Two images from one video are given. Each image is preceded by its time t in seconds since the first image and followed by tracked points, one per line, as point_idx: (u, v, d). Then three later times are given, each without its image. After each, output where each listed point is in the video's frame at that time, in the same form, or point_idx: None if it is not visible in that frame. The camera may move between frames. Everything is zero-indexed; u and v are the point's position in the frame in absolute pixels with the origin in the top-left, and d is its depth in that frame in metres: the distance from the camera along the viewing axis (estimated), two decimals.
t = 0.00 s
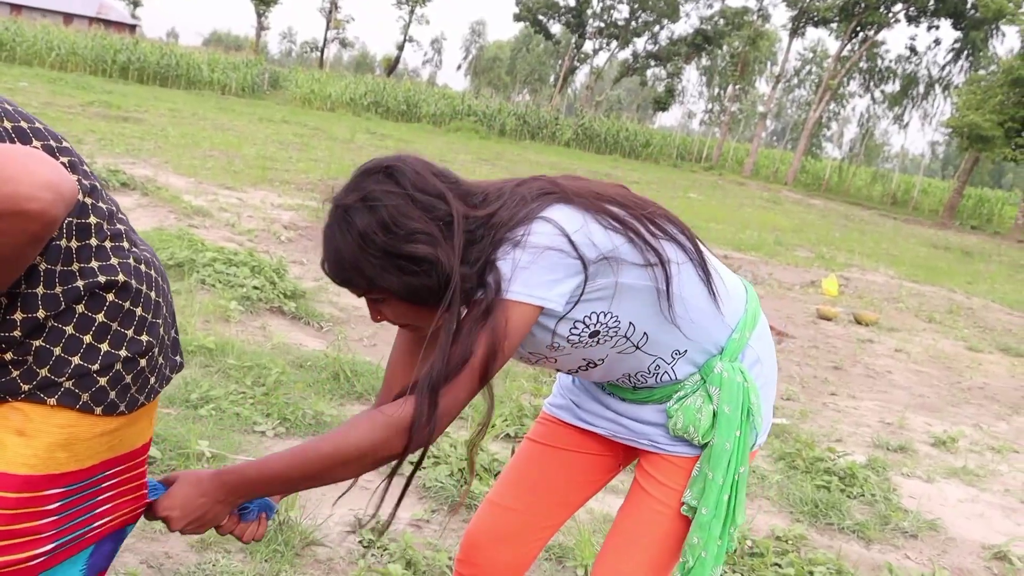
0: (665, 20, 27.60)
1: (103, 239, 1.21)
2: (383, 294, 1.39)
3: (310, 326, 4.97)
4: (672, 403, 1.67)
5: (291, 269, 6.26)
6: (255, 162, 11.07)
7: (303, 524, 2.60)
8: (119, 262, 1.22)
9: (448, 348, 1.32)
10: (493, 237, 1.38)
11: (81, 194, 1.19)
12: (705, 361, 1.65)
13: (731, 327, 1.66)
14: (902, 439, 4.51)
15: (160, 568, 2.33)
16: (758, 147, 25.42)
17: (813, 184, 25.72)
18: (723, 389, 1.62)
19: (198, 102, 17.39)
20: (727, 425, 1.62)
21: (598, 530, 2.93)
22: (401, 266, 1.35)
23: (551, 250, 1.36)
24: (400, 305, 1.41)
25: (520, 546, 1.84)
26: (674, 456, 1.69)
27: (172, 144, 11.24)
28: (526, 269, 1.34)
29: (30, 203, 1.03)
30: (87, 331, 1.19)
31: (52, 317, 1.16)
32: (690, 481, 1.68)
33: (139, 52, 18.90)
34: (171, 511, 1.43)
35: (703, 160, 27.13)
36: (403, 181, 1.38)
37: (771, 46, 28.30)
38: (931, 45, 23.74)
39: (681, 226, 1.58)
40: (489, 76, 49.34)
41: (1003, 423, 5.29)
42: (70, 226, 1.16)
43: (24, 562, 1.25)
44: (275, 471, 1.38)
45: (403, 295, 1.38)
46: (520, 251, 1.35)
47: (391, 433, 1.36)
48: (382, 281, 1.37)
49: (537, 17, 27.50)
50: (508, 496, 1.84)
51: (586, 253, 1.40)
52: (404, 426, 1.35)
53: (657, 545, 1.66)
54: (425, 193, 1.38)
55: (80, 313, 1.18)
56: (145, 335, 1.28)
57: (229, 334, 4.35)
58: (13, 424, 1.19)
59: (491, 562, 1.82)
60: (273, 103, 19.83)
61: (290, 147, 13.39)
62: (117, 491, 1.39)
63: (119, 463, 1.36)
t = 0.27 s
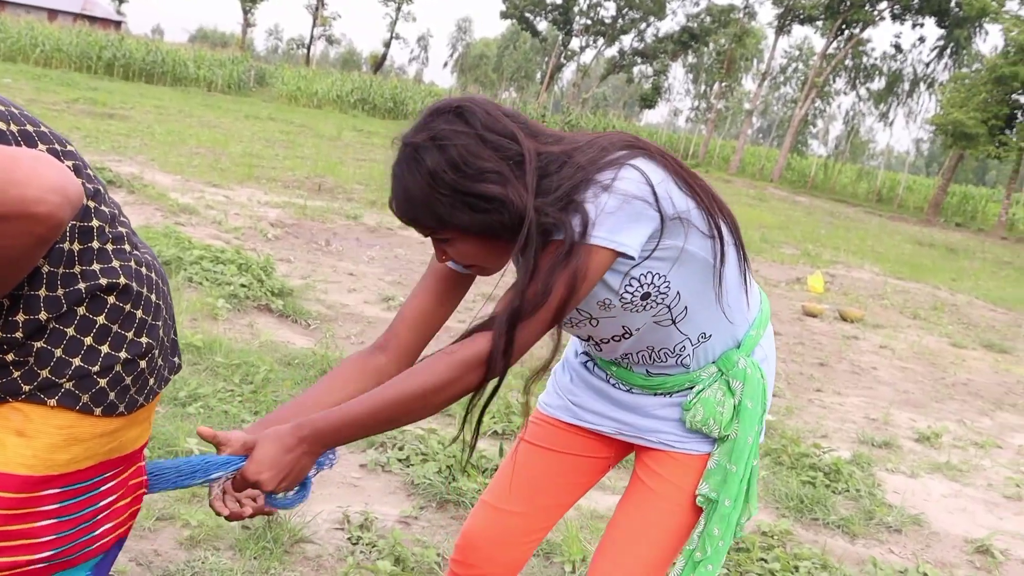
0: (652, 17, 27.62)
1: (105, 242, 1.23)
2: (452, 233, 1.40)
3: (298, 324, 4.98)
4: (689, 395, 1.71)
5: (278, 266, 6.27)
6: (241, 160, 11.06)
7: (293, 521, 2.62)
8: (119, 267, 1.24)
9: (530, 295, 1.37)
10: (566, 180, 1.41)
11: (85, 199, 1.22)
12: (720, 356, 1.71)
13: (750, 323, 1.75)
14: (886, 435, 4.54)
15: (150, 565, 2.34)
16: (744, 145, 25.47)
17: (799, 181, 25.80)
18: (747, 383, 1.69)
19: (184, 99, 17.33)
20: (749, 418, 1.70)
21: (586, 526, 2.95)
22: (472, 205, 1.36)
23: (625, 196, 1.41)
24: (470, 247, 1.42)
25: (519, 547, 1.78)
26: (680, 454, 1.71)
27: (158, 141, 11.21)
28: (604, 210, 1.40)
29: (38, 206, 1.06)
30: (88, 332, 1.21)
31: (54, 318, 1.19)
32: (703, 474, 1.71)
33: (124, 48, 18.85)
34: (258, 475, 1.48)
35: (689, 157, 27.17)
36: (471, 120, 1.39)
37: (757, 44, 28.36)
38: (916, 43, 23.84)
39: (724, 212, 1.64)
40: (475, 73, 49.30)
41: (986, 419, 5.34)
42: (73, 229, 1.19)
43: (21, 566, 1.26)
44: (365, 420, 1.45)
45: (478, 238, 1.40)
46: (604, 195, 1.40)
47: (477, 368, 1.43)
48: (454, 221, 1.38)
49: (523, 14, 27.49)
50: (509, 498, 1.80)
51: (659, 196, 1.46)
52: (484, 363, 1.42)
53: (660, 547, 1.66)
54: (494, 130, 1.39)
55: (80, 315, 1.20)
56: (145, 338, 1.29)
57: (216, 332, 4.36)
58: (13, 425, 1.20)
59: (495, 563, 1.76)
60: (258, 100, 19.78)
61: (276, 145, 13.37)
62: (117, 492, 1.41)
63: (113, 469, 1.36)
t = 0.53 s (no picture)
0: (619, 19, 27.73)
1: (79, 246, 1.25)
2: (503, 218, 1.41)
3: (267, 325, 4.98)
4: (681, 397, 1.72)
5: (246, 267, 6.26)
6: (209, 159, 11.02)
7: (263, 522, 2.62)
8: (93, 270, 1.25)
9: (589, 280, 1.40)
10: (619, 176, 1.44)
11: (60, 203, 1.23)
12: (711, 361, 1.75)
13: (737, 332, 1.80)
14: (851, 434, 4.60)
15: (120, 568, 2.34)
16: (710, 146, 25.63)
17: (765, 182, 25.99)
18: (739, 390, 1.74)
19: (150, 98, 17.23)
20: (742, 424, 1.74)
21: (555, 526, 2.97)
22: (528, 189, 1.37)
23: (673, 194, 1.46)
24: (521, 231, 1.43)
25: (502, 550, 1.76)
26: (670, 456, 1.72)
27: (124, 141, 11.15)
28: (657, 208, 1.43)
29: (17, 207, 1.12)
30: (61, 335, 1.23)
31: (30, 321, 1.21)
32: (696, 478, 1.74)
33: (89, 47, 18.72)
34: (298, 429, 1.49)
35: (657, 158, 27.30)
36: (529, 108, 1.41)
37: (723, 45, 28.53)
38: (880, 45, 24.06)
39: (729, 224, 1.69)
40: (444, 73, 49.30)
41: (948, 417, 5.41)
42: (48, 233, 1.21)
43: None
44: (412, 384, 1.48)
45: (535, 226, 1.43)
46: (660, 197, 1.44)
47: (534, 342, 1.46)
48: (506, 204, 1.39)
49: (492, 14, 27.51)
50: (491, 503, 1.76)
51: (703, 203, 1.51)
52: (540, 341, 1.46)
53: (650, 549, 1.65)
54: (551, 120, 1.42)
55: (56, 318, 1.22)
56: (120, 340, 1.31)
57: (185, 333, 4.35)
58: None
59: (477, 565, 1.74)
60: (225, 98, 19.69)
61: (244, 144, 13.33)
62: (92, 488, 1.43)
63: (91, 467, 1.37)
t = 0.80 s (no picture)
0: (582, 29, 27.86)
1: (49, 258, 1.26)
2: (490, 241, 1.46)
3: (230, 334, 4.97)
4: (649, 411, 1.76)
5: (209, 276, 6.24)
6: (170, 167, 10.97)
7: (228, 531, 2.63)
8: (64, 283, 1.27)
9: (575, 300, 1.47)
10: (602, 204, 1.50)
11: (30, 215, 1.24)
12: (678, 378, 1.79)
13: (702, 350, 1.86)
14: (810, 443, 4.67)
15: None
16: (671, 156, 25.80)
17: (726, 192, 26.21)
18: (706, 406, 1.79)
19: (110, 104, 17.11)
20: (711, 439, 1.78)
21: (519, 534, 3.00)
22: (512, 214, 1.42)
23: (653, 220, 1.52)
24: (507, 257, 1.49)
25: (463, 558, 1.75)
26: (636, 468, 1.76)
27: (84, 148, 11.07)
28: (639, 235, 1.49)
29: None
30: (32, 347, 1.24)
31: None
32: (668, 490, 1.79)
33: (48, 52, 18.57)
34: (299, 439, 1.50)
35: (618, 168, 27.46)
36: (514, 137, 1.47)
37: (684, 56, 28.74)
38: (839, 58, 24.34)
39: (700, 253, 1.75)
40: (406, 82, 49.26)
41: (905, 426, 5.50)
42: (18, 245, 1.21)
43: None
44: (405, 402, 1.51)
45: (523, 253, 1.48)
46: (641, 229, 1.50)
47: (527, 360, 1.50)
48: (491, 227, 1.44)
49: (454, 23, 27.55)
50: (456, 510, 1.77)
51: (684, 234, 1.57)
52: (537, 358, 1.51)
53: (616, 554, 1.67)
54: (537, 149, 1.47)
55: (26, 328, 1.23)
56: (88, 351, 1.31)
57: (148, 342, 4.34)
58: None
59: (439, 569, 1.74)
60: (186, 106, 19.58)
61: (205, 152, 13.27)
62: (59, 497, 1.43)
63: (59, 478, 1.38)
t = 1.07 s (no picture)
0: (547, 32, 27.93)
1: (27, 253, 1.26)
2: (458, 187, 1.48)
3: (197, 335, 4.97)
4: (622, 405, 1.76)
5: (175, 277, 6.22)
6: (134, 168, 10.91)
7: (200, 530, 2.64)
8: (42, 277, 1.27)
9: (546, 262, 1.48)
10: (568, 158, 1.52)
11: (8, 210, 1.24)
12: (652, 371, 1.79)
13: (679, 345, 1.85)
14: (774, 442, 4.73)
15: None
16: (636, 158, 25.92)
17: (690, 195, 26.38)
18: (680, 402, 1.78)
19: (72, 105, 16.96)
20: (684, 434, 1.78)
21: (489, 533, 3.03)
22: (481, 158, 1.43)
23: (622, 182, 1.52)
24: (478, 202, 1.51)
25: (449, 553, 1.81)
26: (609, 467, 1.75)
27: (46, 148, 10.98)
28: (604, 194, 1.49)
29: None
30: (14, 342, 1.24)
31: None
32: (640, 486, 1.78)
33: (7, 52, 18.39)
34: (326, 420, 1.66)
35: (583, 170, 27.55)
36: (481, 86, 1.46)
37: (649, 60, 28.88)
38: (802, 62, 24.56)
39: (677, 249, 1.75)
40: (371, 83, 49.22)
41: (867, 426, 5.58)
42: None
43: None
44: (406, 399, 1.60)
45: (490, 200, 1.50)
46: (606, 183, 1.50)
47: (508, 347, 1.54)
48: (459, 173, 1.45)
49: (420, 25, 27.52)
50: (438, 508, 1.81)
51: (652, 191, 1.57)
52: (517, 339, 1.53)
53: (589, 551, 1.68)
54: (503, 95, 1.47)
55: (8, 322, 1.23)
56: (68, 344, 1.31)
57: (115, 344, 4.33)
58: None
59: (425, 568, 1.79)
60: (148, 106, 19.45)
61: (169, 153, 13.20)
62: (38, 493, 1.43)
63: (39, 470, 1.39)
